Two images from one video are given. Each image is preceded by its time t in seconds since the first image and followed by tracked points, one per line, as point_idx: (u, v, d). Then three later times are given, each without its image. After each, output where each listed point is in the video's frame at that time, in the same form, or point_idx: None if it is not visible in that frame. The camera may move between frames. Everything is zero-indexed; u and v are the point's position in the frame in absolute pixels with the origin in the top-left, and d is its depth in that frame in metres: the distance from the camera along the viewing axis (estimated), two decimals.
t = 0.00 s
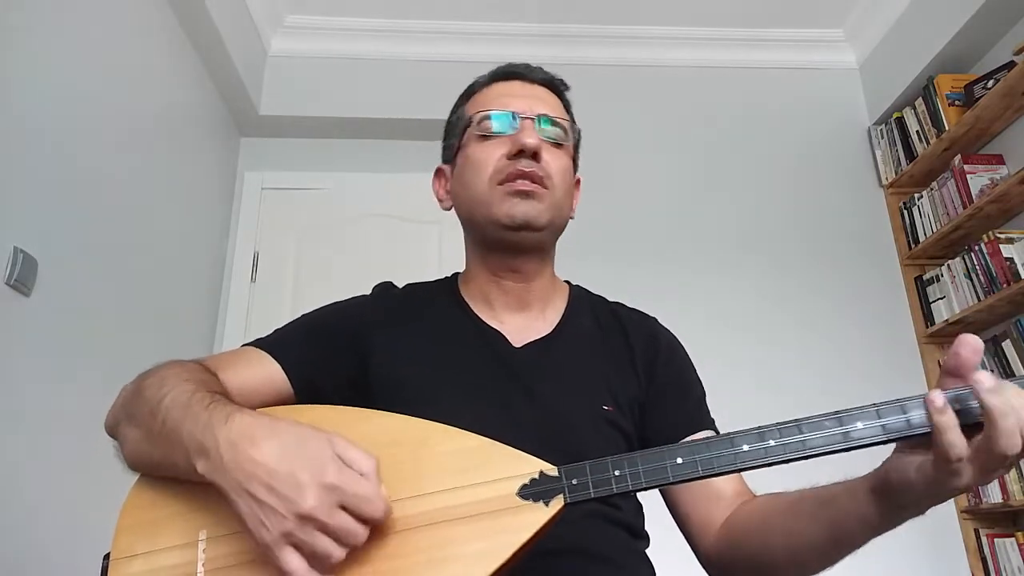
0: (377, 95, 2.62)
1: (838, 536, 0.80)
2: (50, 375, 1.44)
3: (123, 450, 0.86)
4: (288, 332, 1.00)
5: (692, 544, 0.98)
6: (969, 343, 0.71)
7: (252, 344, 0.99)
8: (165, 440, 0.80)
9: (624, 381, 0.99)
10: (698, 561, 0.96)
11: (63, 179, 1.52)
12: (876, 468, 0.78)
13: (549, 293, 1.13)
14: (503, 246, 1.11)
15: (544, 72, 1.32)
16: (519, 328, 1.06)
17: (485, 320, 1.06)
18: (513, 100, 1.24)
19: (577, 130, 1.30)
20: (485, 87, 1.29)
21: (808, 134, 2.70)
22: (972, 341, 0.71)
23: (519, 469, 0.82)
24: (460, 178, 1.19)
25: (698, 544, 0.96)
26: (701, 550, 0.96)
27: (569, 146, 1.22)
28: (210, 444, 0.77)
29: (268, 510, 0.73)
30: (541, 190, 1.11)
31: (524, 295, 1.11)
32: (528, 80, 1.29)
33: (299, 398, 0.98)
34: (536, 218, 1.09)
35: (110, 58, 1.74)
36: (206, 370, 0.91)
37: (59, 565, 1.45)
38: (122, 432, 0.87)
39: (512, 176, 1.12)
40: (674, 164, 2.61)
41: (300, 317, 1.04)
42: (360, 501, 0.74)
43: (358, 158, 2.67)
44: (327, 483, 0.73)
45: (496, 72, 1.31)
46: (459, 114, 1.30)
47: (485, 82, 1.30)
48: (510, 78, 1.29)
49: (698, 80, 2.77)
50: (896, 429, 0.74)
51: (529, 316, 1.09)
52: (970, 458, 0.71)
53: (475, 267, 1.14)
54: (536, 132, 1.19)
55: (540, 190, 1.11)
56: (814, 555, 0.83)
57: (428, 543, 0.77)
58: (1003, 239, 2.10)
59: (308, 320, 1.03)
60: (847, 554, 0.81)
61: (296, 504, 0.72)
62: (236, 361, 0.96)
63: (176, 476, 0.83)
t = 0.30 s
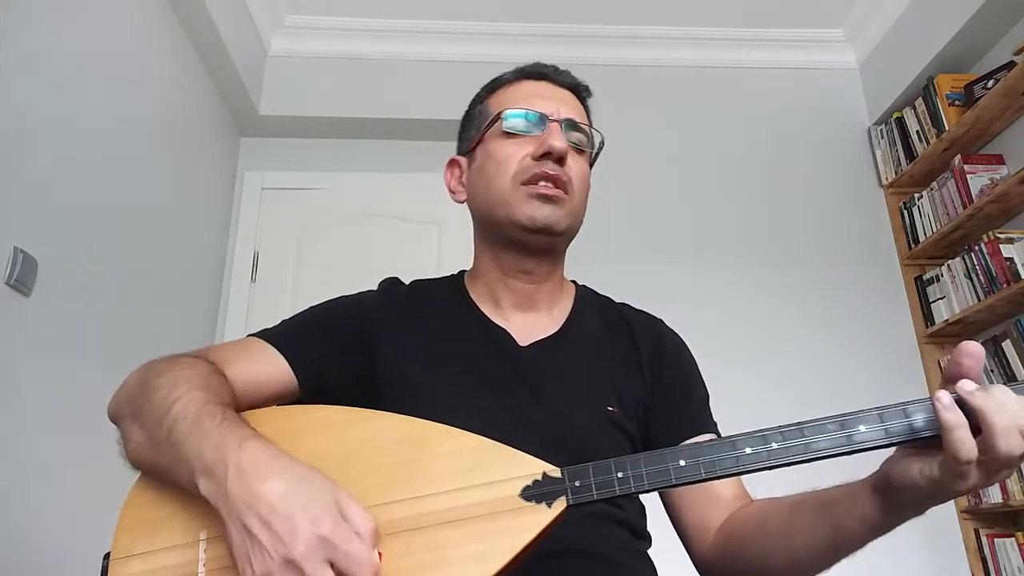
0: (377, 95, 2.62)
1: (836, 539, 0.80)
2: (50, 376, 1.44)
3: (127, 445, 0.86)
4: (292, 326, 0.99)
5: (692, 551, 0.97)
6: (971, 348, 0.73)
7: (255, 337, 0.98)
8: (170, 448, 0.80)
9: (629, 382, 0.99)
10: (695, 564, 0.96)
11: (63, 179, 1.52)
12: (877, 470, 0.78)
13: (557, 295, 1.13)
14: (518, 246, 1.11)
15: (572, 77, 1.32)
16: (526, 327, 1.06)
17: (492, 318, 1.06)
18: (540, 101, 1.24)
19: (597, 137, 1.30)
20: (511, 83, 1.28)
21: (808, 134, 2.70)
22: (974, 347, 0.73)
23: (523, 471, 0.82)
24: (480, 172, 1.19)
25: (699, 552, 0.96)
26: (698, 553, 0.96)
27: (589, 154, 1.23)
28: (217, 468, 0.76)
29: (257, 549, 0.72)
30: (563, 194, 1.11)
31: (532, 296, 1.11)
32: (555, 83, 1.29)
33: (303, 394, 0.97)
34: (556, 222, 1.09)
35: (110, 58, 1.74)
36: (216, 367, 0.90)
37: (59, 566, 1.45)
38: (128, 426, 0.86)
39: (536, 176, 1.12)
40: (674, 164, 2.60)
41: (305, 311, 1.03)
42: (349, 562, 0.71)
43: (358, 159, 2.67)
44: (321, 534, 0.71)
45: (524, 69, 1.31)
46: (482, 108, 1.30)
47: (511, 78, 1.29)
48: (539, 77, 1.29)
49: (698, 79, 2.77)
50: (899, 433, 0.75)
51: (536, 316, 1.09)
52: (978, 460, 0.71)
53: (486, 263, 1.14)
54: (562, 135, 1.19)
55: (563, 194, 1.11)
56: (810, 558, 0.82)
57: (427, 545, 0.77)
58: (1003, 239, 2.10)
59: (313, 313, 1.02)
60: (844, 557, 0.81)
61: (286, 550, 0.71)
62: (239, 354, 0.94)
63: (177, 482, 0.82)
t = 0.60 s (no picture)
0: (377, 95, 2.61)
1: (835, 541, 0.80)
2: (50, 376, 1.44)
3: (127, 446, 0.86)
4: (295, 329, 0.99)
5: (693, 552, 0.97)
6: (976, 357, 0.73)
7: (258, 340, 0.98)
8: (168, 436, 0.80)
9: (633, 381, 0.99)
10: (696, 565, 0.96)
11: (64, 179, 1.52)
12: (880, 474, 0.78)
13: (560, 295, 1.13)
14: (523, 244, 1.10)
15: (582, 80, 1.32)
16: (529, 326, 1.06)
17: (495, 317, 1.06)
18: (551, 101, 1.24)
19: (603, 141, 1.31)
20: (522, 83, 1.28)
21: (808, 134, 2.70)
22: (979, 355, 0.73)
23: (527, 471, 0.82)
24: (488, 169, 1.18)
25: (700, 554, 0.96)
26: (699, 554, 0.96)
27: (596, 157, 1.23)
28: (213, 439, 0.76)
29: (261, 511, 0.71)
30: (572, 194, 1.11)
31: (535, 296, 1.11)
32: (564, 84, 1.29)
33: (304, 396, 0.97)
34: (563, 221, 1.09)
35: (111, 57, 1.74)
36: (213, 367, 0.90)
37: (60, 566, 1.45)
38: (127, 427, 0.86)
39: (546, 175, 1.12)
40: (674, 164, 2.60)
41: (307, 313, 1.03)
42: (355, 512, 0.72)
43: (358, 159, 2.66)
44: (324, 489, 0.72)
45: (535, 69, 1.31)
46: (491, 105, 1.29)
47: (522, 78, 1.29)
48: (550, 77, 1.29)
49: (698, 80, 2.77)
50: (903, 440, 0.75)
51: (537, 315, 1.09)
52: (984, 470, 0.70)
53: (490, 261, 1.14)
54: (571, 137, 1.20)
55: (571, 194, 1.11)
56: (811, 560, 0.82)
57: (430, 545, 0.77)
58: (1003, 239, 2.10)
59: (315, 316, 1.02)
60: (845, 559, 0.81)
61: (290, 506, 0.71)
62: (241, 357, 0.95)
63: (180, 473, 0.82)
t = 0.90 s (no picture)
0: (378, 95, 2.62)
1: (829, 536, 0.80)
2: (50, 376, 1.44)
3: (122, 451, 0.86)
4: (290, 332, 1.00)
5: (691, 548, 0.97)
6: (961, 348, 0.73)
7: (252, 345, 0.99)
8: (160, 441, 0.80)
9: (627, 381, 0.99)
10: (693, 562, 0.97)
11: (64, 179, 1.52)
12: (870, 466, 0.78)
13: (556, 293, 1.13)
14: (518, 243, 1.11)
15: (575, 79, 1.32)
16: (524, 326, 1.06)
17: (490, 318, 1.06)
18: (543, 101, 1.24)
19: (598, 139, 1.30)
20: (515, 83, 1.29)
21: (808, 134, 2.70)
22: (964, 346, 0.73)
23: (520, 469, 0.82)
24: (482, 169, 1.19)
25: (697, 550, 0.96)
26: (696, 551, 0.96)
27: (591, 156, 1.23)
28: (203, 444, 0.76)
29: (247, 517, 0.71)
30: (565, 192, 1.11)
31: (531, 294, 1.11)
32: (558, 84, 1.29)
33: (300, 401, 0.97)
34: (557, 218, 1.09)
35: (110, 58, 1.74)
36: (208, 372, 0.91)
37: (61, 564, 1.46)
38: (122, 432, 0.87)
39: (538, 173, 1.12)
40: (674, 164, 2.60)
41: (302, 317, 1.03)
42: (341, 524, 0.71)
43: (358, 159, 2.67)
44: (311, 498, 0.72)
45: (529, 70, 1.31)
46: (485, 106, 1.30)
47: (516, 77, 1.30)
48: (543, 78, 1.29)
49: (698, 79, 2.77)
50: (893, 429, 0.75)
51: (534, 314, 1.09)
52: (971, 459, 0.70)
53: (486, 261, 1.14)
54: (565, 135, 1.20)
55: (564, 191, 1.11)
56: (807, 555, 0.82)
57: (423, 545, 0.77)
58: (1003, 239, 2.10)
59: (309, 319, 1.02)
60: (840, 553, 0.81)
61: (276, 513, 0.71)
62: (235, 361, 0.95)
63: (173, 478, 0.82)
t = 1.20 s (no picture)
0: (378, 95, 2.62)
1: (821, 527, 0.80)
2: (49, 375, 1.45)
3: (113, 458, 0.86)
4: (282, 337, 1.00)
5: (686, 543, 0.97)
6: (947, 338, 0.74)
7: (245, 351, 0.99)
8: (150, 447, 0.81)
9: (619, 379, 0.99)
10: (689, 557, 0.97)
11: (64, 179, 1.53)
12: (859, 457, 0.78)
13: (546, 293, 1.13)
14: (506, 245, 1.11)
15: (559, 77, 1.32)
16: (516, 327, 1.06)
17: (481, 320, 1.07)
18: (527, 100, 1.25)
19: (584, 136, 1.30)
20: (498, 84, 1.29)
21: (808, 134, 2.70)
22: (950, 337, 0.73)
23: (513, 467, 0.82)
24: (468, 172, 1.19)
25: (692, 545, 0.96)
26: (691, 545, 0.96)
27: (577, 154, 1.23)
28: (192, 449, 0.77)
29: (239, 520, 0.72)
30: (550, 193, 1.11)
31: (522, 295, 1.12)
32: (542, 82, 1.29)
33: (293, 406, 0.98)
34: (544, 220, 1.09)
35: (111, 58, 1.75)
36: (200, 378, 0.91)
37: (60, 563, 1.46)
38: (113, 440, 0.87)
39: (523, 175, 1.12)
40: (674, 164, 2.60)
41: (294, 322, 1.04)
42: (330, 525, 0.72)
43: (358, 159, 2.67)
44: (302, 499, 0.72)
45: (512, 69, 1.31)
46: (470, 108, 1.30)
47: (499, 78, 1.30)
48: (528, 78, 1.29)
49: (698, 79, 2.77)
50: (880, 419, 0.76)
51: (524, 315, 1.10)
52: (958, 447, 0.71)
53: (476, 264, 1.15)
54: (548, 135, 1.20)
55: (549, 192, 1.11)
56: (801, 547, 0.82)
57: (418, 545, 0.77)
58: (1003, 239, 2.10)
59: (302, 324, 1.02)
60: (833, 543, 0.81)
61: (268, 514, 0.71)
62: (227, 368, 0.95)
63: (165, 485, 0.83)
